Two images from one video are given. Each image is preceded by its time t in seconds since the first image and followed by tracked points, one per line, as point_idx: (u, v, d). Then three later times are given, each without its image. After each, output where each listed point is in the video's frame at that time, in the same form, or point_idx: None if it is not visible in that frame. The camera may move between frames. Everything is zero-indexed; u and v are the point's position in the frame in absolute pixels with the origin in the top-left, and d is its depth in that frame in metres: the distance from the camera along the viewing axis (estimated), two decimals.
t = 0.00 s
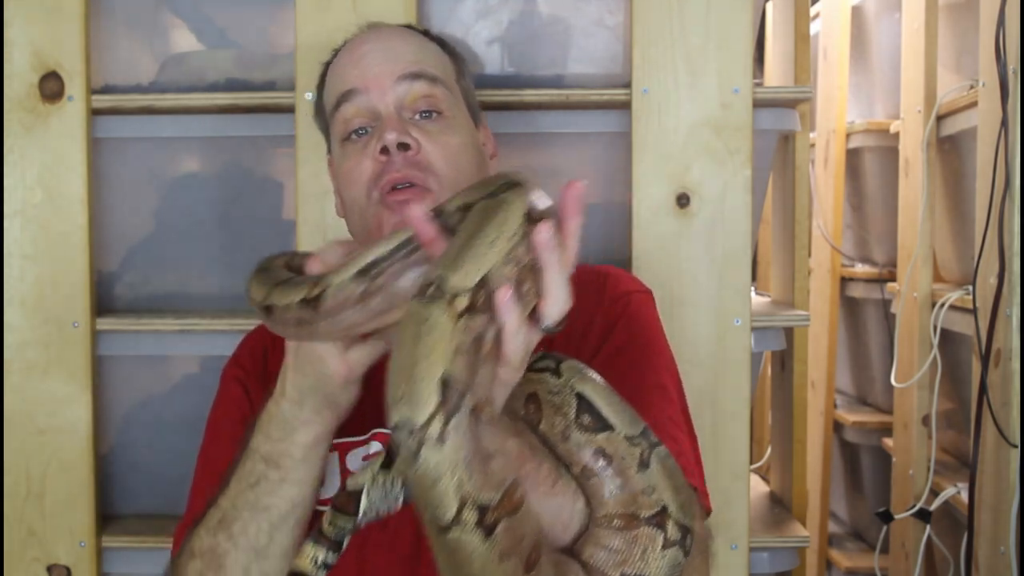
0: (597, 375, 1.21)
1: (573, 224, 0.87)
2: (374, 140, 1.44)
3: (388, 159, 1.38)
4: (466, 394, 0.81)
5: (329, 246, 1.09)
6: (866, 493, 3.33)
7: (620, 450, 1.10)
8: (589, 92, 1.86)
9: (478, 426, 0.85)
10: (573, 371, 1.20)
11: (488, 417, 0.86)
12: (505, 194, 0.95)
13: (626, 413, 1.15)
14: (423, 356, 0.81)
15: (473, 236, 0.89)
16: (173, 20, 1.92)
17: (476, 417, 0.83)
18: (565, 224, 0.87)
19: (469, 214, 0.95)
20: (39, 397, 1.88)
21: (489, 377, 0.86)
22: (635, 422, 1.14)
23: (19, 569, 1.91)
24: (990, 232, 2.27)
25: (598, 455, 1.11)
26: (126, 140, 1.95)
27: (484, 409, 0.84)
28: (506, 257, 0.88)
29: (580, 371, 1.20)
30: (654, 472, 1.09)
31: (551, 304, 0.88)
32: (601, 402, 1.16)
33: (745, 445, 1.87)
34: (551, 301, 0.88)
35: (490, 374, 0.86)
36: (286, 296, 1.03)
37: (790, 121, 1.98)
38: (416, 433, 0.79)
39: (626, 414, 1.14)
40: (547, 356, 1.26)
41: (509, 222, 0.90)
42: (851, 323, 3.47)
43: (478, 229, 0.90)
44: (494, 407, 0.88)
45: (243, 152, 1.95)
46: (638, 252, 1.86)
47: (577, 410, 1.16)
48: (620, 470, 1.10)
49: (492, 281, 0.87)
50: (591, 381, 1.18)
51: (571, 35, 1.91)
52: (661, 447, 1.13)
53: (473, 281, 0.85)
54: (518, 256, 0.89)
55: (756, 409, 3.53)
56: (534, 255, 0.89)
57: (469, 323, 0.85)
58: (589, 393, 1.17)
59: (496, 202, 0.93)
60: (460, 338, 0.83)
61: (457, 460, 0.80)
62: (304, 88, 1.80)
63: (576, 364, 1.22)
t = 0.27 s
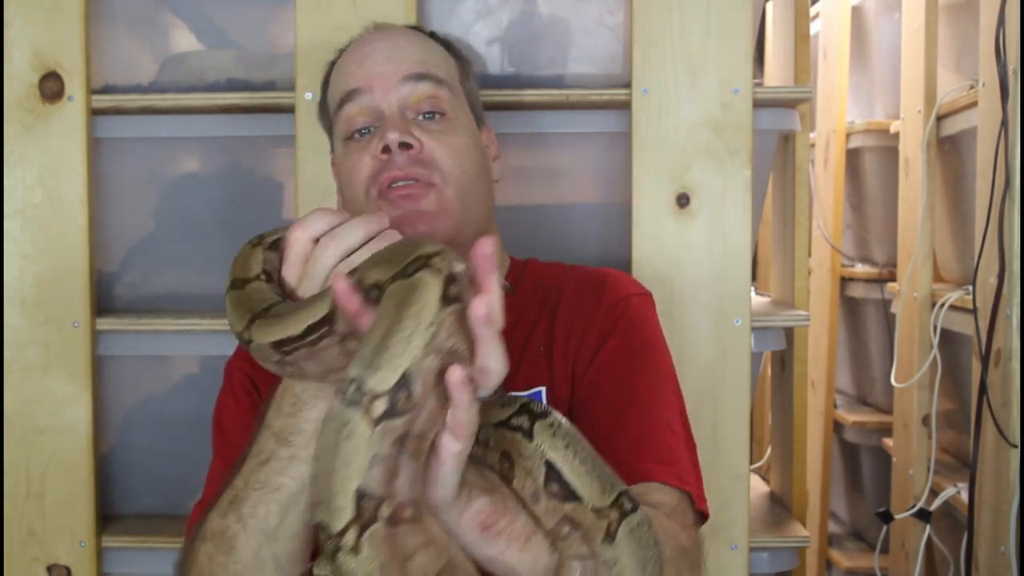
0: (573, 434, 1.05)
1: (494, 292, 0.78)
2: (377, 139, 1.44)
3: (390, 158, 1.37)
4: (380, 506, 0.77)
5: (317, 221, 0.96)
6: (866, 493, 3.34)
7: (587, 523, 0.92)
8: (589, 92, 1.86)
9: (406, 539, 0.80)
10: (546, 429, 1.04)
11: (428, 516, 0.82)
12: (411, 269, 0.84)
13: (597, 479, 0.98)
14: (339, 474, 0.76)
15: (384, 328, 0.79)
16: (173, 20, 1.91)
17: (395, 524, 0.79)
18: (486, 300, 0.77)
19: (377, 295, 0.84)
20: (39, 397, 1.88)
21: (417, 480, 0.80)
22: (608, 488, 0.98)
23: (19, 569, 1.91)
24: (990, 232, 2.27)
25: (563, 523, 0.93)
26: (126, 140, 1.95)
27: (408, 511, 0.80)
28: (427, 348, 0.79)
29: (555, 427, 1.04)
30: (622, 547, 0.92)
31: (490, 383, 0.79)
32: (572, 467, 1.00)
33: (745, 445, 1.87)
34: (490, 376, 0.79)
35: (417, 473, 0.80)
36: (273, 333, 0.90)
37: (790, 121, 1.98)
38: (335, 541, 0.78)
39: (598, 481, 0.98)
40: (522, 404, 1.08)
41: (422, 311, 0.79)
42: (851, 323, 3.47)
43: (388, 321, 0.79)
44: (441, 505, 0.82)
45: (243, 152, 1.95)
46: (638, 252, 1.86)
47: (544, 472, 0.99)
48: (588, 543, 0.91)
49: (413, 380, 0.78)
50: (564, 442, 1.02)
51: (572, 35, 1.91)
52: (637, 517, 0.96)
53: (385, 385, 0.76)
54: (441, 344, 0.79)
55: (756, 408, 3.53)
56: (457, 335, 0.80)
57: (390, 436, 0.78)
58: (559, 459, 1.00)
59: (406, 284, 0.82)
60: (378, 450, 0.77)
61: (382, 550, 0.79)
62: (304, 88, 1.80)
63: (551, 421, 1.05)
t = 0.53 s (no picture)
0: (547, 450, 1.04)
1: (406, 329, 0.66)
2: (377, 140, 1.43)
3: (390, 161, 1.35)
4: (291, 545, 0.72)
5: (377, 188, 0.86)
6: (866, 493, 3.34)
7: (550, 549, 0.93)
8: (589, 92, 1.86)
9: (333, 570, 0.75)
10: (516, 446, 1.04)
11: (358, 540, 0.76)
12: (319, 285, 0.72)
13: (566, 497, 0.97)
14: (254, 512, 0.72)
15: (283, 364, 0.69)
16: (173, 20, 1.91)
17: (312, 556, 0.74)
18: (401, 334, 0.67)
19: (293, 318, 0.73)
20: (39, 397, 1.88)
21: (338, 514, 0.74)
22: (578, 508, 0.94)
23: (19, 569, 1.91)
24: (990, 232, 2.27)
25: (534, 540, 0.95)
26: (126, 140, 1.95)
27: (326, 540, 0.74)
28: (328, 384, 0.67)
29: (526, 447, 1.04)
30: (589, 567, 0.90)
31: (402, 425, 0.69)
32: (539, 484, 0.99)
33: (745, 445, 1.87)
34: (411, 405, 0.68)
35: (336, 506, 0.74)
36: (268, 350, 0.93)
37: (790, 121, 1.98)
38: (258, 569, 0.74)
39: (566, 500, 0.96)
40: (502, 416, 1.09)
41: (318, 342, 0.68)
42: (851, 323, 3.47)
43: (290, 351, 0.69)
44: (392, 527, 0.75)
45: (243, 152, 1.95)
46: (638, 252, 1.86)
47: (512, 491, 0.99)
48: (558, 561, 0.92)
49: (313, 419, 0.67)
50: (535, 462, 1.01)
51: (571, 35, 1.91)
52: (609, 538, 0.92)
53: (283, 427, 0.67)
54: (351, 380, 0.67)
55: (756, 408, 3.53)
56: (360, 365, 0.67)
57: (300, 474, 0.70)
58: (528, 479, 1.00)
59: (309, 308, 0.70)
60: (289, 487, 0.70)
61: None
62: (304, 88, 1.81)
63: (524, 438, 1.05)
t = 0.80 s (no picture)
0: (506, 461, 0.99)
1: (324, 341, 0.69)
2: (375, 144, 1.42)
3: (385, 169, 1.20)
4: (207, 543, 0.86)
5: (403, 141, 0.79)
6: (866, 492, 3.34)
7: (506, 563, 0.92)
8: (589, 92, 1.86)
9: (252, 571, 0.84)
10: (475, 455, 0.98)
11: (280, 541, 0.83)
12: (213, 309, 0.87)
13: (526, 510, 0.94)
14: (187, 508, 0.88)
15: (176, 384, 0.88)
16: (173, 20, 1.91)
17: (228, 557, 0.84)
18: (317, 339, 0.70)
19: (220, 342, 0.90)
20: (39, 397, 1.88)
21: (241, 517, 0.84)
22: (537, 519, 0.93)
23: (19, 569, 1.91)
24: (990, 232, 2.27)
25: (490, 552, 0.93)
26: (127, 140, 1.95)
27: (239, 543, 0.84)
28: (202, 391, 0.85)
29: (483, 457, 0.98)
30: None
31: (295, 442, 0.66)
32: (494, 496, 0.96)
33: (745, 445, 1.87)
34: (315, 413, 0.67)
35: (239, 509, 0.85)
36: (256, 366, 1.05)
37: (790, 121, 1.98)
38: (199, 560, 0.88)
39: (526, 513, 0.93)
40: (464, 419, 1.02)
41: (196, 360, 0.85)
42: (851, 323, 3.46)
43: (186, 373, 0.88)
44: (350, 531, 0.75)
45: (243, 152, 1.95)
46: (638, 252, 1.85)
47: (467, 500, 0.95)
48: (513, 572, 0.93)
49: (190, 428, 0.86)
50: (490, 474, 0.97)
51: (572, 35, 1.91)
52: (566, 550, 0.92)
53: (169, 438, 0.86)
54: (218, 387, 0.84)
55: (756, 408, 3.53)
56: (229, 376, 0.84)
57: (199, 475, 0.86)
58: (485, 490, 0.96)
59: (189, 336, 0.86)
60: (193, 491, 0.87)
61: None
62: (304, 88, 1.80)
63: (482, 446, 0.99)
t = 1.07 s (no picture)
0: (486, 478, 1.02)
1: (299, 360, 0.86)
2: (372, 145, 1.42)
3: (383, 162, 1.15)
4: (179, 554, 0.90)
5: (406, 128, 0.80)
6: (866, 492, 3.34)
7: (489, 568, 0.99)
8: (589, 91, 1.86)
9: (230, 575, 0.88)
10: (456, 471, 1.03)
11: (258, 547, 0.87)
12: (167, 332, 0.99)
13: (506, 524, 1.00)
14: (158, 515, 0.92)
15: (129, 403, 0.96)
16: (173, 20, 1.91)
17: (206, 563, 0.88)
18: (295, 352, 0.87)
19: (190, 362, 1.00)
20: (39, 397, 1.88)
21: (212, 522, 0.88)
22: (519, 533, 0.99)
23: (19, 569, 1.91)
24: (990, 232, 2.27)
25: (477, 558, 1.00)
26: (126, 140, 1.94)
27: (215, 549, 0.88)
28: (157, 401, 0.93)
29: (462, 475, 1.02)
30: None
31: (238, 476, 0.68)
32: (476, 513, 1.01)
33: (745, 445, 1.87)
34: (265, 439, 0.71)
35: (207, 515, 0.88)
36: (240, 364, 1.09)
37: (790, 121, 1.98)
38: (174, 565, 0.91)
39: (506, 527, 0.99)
40: (446, 432, 1.05)
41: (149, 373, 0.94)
42: (851, 323, 3.46)
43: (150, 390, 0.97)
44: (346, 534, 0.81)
45: (243, 152, 1.95)
46: (638, 252, 1.85)
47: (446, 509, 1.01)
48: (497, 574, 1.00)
49: (146, 435, 0.92)
50: (471, 492, 1.01)
51: (572, 35, 1.90)
52: (549, 562, 0.98)
53: (127, 447, 0.93)
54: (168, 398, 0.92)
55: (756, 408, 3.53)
56: (177, 378, 0.93)
57: (162, 482, 0.91)
58: (465, 506, 1.01)
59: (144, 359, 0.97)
60: (157, 500, 0.91)
61: None
62: (304, 88, 1.80)
63: (461, 463, 1.03)
